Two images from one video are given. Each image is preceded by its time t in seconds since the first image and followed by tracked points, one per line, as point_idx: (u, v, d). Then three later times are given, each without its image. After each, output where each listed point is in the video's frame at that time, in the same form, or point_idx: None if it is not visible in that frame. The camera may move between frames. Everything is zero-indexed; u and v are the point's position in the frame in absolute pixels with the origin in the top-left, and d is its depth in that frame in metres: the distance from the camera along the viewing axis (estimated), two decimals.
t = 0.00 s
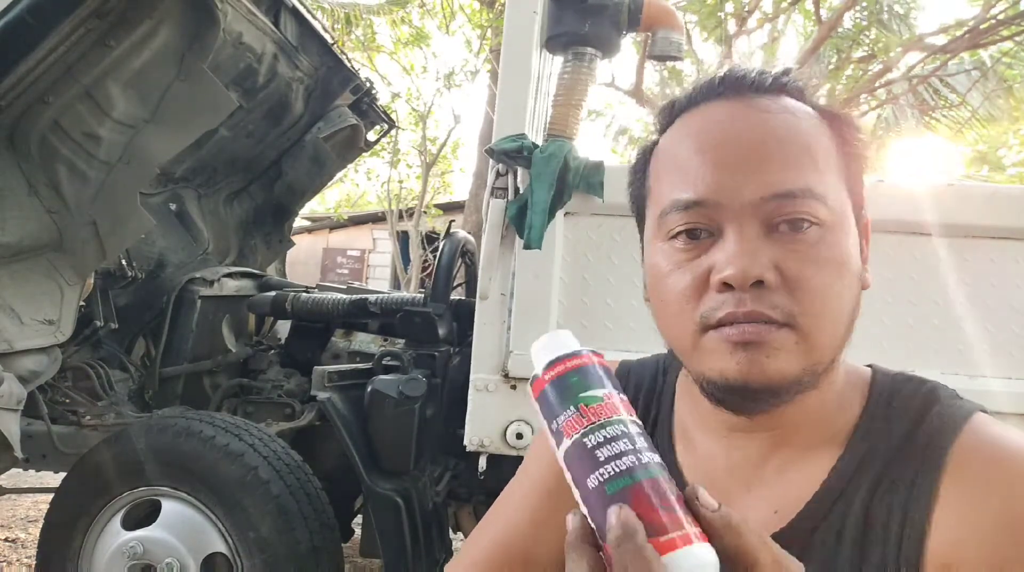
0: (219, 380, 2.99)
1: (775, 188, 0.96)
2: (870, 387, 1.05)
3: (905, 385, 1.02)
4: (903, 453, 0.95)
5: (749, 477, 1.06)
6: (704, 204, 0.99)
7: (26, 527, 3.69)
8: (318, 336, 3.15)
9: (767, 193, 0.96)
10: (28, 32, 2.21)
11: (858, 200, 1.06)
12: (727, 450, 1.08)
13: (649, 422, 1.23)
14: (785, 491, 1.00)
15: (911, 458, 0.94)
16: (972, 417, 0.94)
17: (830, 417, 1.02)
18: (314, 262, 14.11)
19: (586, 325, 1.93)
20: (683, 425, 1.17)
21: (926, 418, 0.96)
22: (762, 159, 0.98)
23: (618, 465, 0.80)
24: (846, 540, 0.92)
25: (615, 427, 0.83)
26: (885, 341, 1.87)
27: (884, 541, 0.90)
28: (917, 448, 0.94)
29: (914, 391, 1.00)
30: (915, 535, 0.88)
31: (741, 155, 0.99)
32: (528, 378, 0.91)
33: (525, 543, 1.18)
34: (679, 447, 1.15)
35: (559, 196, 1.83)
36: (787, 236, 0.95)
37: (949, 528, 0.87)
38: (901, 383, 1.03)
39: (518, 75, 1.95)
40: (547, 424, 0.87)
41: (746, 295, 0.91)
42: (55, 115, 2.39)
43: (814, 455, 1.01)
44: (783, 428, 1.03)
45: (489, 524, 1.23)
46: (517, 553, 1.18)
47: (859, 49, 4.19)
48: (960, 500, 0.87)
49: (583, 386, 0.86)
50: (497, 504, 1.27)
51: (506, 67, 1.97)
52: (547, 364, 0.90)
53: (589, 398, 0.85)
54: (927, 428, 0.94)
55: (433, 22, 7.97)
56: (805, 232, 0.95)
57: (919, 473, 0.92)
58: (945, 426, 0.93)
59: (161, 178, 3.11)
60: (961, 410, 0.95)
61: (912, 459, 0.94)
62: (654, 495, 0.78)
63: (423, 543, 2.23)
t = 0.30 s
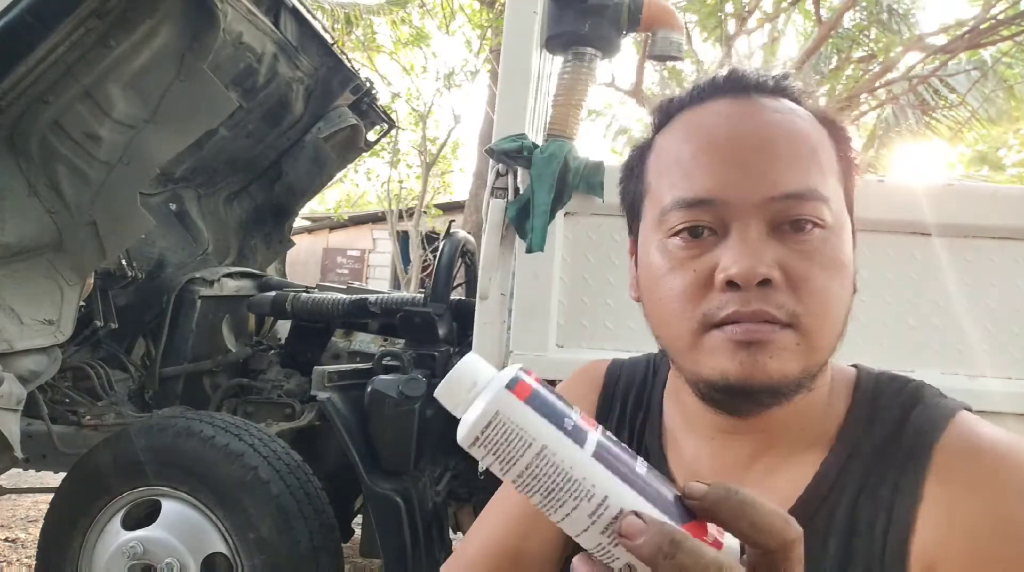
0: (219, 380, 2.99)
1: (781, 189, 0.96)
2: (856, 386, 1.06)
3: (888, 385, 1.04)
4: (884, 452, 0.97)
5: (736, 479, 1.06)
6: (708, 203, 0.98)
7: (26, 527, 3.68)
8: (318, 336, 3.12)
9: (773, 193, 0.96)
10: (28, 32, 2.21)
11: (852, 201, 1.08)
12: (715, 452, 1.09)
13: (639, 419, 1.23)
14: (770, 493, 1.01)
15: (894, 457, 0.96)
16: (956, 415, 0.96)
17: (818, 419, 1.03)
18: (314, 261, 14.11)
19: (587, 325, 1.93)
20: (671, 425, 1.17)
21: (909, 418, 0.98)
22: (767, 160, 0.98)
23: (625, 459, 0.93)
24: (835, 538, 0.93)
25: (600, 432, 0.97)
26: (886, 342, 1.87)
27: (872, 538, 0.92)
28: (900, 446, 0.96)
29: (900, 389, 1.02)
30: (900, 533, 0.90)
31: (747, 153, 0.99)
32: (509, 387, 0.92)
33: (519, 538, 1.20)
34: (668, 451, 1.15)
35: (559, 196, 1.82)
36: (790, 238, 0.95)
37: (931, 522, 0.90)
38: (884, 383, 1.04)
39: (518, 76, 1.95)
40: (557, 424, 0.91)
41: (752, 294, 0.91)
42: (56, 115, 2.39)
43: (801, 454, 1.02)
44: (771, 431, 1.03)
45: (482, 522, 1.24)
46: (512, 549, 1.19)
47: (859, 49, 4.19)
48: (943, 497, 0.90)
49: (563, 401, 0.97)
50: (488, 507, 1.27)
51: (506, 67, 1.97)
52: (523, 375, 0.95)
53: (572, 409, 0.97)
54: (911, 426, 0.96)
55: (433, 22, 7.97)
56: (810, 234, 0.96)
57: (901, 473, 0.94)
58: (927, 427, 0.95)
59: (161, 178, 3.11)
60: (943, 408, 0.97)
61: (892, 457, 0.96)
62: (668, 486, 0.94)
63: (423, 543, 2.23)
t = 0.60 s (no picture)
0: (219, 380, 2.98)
1: (756, 205, 0.95)
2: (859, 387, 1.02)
3: (888, 387, 1.01)
4: (873, 451, 0.94)
5: (728, 476, 1.07)
6: (684, 218, 0.98)
7: (27, 527, 3.69)
8: (318, 337, 3.10)
9: (748, 208, 0.95)
10: (28, 32, 2.21)
11: (851, 205, 1.05)
12: (712, 450, 1.09)
13: (644, 416, 1.23)
14: (758, 491, 1.03)
15: (882, 456, 0.93)
16: (951, 414, 0.93)
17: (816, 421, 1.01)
18: (314, 261, 14.11)
19: (587, 324, 1.93)
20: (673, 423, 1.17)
21: (903, 417, 0.95)
22: (748, 174, 0.96)
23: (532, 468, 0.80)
24: (816, 535, 0.92)
25: (536, 421, 0.82)
26: (886, 341, 1.87)
27: (856, 535, 0.90)
28: (891, 444, 0.94)
29: (898, 390, 0.99)
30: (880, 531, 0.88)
31: (721, 167, 0.98)
32: (433, 357, 0.80)
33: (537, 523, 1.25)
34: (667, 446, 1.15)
35: (559, 196, 1.82)
36: (765, 252, 0.94)
37: (917, 514, 0.87)
38: (886, 385, 1.01)
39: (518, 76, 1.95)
40: (454, 409, 0.80)
41: (721, 310, 0.91)
42: (55, 115, 2.39)
43: (791, 456, 1.02)
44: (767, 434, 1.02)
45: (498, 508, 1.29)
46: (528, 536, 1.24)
47: (859, 48, 4.19)
48: (930, 488, 0.87)
49: (507, 379, 0.80)
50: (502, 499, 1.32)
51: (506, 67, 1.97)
52: (465, 341, 0.79)
53: (511, 392, 0.80)
54: (904, 424, 0.94)
55: (433, 22, 7.98)
56: (791, 249, 0.94)
57: (887, 471, 0.91)
58: (919, 425, 0.93)
59: (161, 178, 3.11)
60: (939, 407, 0.94)
61: (882, 454, 0.93)
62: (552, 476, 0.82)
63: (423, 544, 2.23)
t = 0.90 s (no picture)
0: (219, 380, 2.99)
1: (667, 285, 0.92)
2: (852, 399, 1.01)
3: (876, 400, 0.99)
4: (859, 466, 0.94)
5: (722, 485, 1.12)
6: (607, 293, 0.98)
7: (26, 527, 3.69)
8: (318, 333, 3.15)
9: (658, 287, 0.92)
10: (28, 32, 2.21)
11: (798, 228, 0.97)
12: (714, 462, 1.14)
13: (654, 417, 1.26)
14: (750, 504, 1.07)
15: (869, 468, 0.93)
16: (945, 433, 0.91)
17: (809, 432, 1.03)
18: (314, 261, 14.10)
19: (586, 324, 1.92)
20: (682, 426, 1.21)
21: (889, 436, 0.94)
22: (655, 248, 0.92)
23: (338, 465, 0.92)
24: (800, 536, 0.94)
25: (344, 424, 0.90)
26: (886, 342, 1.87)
27: (840, 533, 0.91)
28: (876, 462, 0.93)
29: (884, 409, 0.97)
30: (856, 543, 0.88)
31: (631, 245, 0.94)
32: (250, 365, 0.88)
33: (550, 516, 1.37)
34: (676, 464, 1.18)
35: (559, 196, 1.82)
36: (689, 322, 0.93)
37: (893, 522, 0.88)
38: (874, 398, 1.00)
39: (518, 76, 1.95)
40: (273, 412, 0.89)
41: (661, 375, 0.96)
42: (55, 115, 2.38)
43: (778, 474, 1.05)
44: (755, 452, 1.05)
45: (518, 500, 1.42)
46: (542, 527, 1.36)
47: (859, 48, 4.19)
48: (909, 507, 0.87)
49: (311, 390, 0.88)
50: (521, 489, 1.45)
51: (507, 67, 1.97)
52: (277, 357, 0.86)
53: (314, 402, 0.88)
54: (891, 443, 0.93)
55: (433, 22, 7.97)
56: (713, 315, 0.92)
57: (870, 484, 0.91)
58: (907, 444, 0.91)
59: (161, 179, 3.11)
60: (931, 428, 0.92)
61: (867, 469, 0.93)
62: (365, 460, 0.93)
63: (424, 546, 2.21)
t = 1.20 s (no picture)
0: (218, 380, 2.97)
1: (616, 307, 0.93)
2: (819, 430, 1.03)
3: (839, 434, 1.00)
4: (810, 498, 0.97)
5: (695, 506, 1.18)
6: (562, 310, 0.99)
7: (26, 527, 3.68)
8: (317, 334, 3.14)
9: (607, 309, 0.93)
10: (28, 31, 2.20)
11: (759, 255, 0.97)
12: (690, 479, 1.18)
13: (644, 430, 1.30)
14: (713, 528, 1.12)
15: (818, 499, 0.95)
16: (890, 493, 0.88)
17: (773, 459, 1.06)
18: (314, 261, 14.10)
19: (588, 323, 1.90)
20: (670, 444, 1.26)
21: (842, 473, 0.95)
22: (604, 269, 0.93)
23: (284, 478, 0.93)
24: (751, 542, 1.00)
25: (280, 439, 0.92)
26: (887, 342, 1.86)
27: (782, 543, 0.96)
28: (822, 497, 0.95)
29: (842, 448, 0.97)
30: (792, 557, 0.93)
31: (583, 266, 0.95)
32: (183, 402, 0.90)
33: (553, 512, 1.38)
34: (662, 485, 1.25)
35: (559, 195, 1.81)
36: (640, 347, 0.94)
37: (815, 560, 0.91)
38: (838, 433, 1.00)
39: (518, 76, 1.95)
40: (213, 441, 0.91)
41: (615, 397, 0.98)
42: (54, 114, 2.37)
43: (744, 496, 1.09)
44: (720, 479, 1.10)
45: (523, 501, 1.43)
46: (545, 524, 1.37)
47: (860, 48, 4.18)
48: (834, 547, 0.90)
49: (242, 412, 0.90)
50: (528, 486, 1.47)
51: (507, 67, 1.97)
52: (204, 387, 0.89)
53: (247, 422, 0.90)
54: (840, 483, 0.94)
55: (433, 22, 7.97)
56: (661, 341, 0.93)
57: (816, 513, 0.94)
58: (856, 484, 0.92)
59: (161, 178, 3.11)
60: (880, 478, 0.90)
61: (815, 501, 0.96)
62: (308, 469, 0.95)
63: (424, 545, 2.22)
